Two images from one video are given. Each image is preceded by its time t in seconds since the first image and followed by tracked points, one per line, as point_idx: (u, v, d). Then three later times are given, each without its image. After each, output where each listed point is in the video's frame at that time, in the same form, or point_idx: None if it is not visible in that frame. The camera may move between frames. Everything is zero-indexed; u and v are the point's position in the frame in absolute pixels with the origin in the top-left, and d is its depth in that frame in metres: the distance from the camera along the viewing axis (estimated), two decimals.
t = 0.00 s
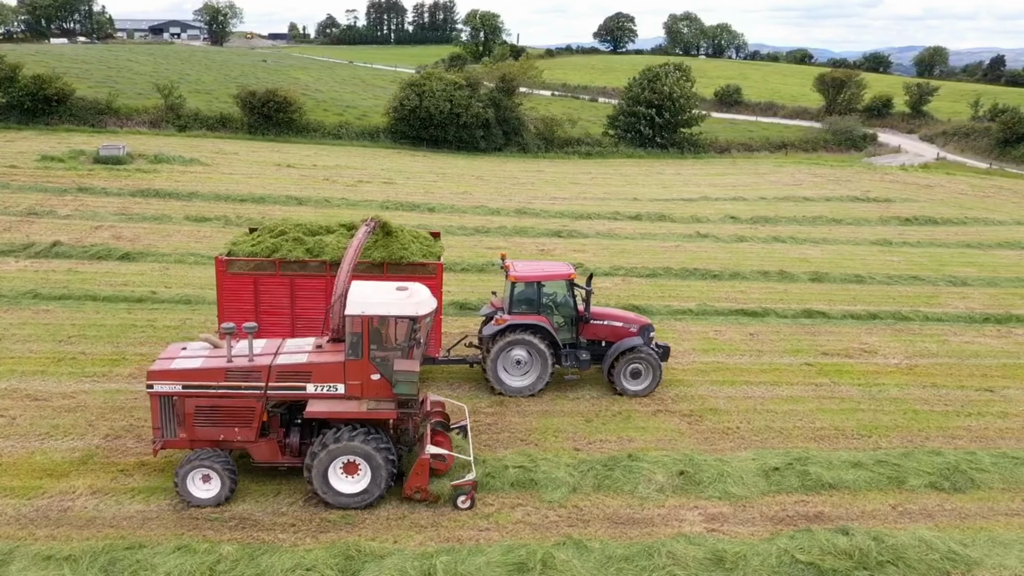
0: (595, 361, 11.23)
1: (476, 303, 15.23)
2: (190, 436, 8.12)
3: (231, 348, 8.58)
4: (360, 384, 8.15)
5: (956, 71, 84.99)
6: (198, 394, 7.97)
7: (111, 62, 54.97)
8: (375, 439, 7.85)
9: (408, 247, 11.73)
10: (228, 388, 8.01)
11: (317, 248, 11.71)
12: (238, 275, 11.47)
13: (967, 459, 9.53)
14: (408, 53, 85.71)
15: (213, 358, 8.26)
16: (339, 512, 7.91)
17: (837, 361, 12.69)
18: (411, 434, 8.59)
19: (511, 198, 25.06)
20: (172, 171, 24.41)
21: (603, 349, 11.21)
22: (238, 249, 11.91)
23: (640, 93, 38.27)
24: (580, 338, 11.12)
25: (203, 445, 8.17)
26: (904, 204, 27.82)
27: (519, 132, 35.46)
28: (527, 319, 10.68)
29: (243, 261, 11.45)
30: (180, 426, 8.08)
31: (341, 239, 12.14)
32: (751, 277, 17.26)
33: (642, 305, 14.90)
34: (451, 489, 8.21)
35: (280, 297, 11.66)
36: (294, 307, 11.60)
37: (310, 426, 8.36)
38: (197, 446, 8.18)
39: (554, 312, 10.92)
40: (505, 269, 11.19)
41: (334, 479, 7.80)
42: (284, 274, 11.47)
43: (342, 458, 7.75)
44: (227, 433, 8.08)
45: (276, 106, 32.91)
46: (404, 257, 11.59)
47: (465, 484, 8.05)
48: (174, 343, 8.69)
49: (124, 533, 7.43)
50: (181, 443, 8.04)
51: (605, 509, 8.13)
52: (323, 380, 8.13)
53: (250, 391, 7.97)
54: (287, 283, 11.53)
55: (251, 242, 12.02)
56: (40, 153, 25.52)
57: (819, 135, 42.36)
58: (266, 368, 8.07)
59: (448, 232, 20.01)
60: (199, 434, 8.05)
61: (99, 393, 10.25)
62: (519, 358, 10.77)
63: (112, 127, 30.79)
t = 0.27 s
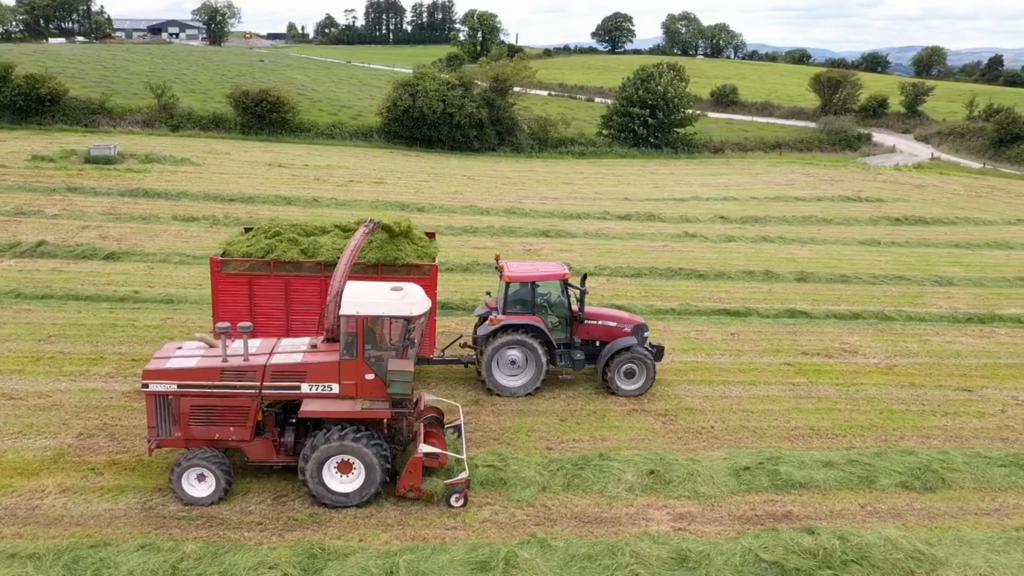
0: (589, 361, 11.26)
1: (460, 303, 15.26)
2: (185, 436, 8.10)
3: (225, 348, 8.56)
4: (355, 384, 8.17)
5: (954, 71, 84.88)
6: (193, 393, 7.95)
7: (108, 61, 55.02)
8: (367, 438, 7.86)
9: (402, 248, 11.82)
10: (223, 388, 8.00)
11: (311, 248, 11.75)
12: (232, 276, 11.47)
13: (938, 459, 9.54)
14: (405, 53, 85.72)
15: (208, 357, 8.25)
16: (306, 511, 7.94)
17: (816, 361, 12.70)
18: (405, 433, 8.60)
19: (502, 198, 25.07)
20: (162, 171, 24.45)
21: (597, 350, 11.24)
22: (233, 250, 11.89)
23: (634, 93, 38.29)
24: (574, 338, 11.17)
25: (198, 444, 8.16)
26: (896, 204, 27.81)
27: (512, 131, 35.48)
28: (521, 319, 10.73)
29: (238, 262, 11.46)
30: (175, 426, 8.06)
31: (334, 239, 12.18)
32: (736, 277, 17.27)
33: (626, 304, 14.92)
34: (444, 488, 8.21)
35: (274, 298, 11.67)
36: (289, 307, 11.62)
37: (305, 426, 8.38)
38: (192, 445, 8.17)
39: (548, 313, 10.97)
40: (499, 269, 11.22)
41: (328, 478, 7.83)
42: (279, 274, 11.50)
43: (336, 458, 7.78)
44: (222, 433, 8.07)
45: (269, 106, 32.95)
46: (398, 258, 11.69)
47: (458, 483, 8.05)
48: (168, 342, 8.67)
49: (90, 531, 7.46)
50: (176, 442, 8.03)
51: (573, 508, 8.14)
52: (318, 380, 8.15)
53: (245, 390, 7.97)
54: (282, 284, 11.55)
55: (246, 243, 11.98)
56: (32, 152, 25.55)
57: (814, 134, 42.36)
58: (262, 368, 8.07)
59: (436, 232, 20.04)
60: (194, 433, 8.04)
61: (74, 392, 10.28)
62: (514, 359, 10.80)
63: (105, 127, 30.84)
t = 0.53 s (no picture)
0: (585, 361, 11.30)
1: (445, 302, 15.29)
2: (181, 435, 8.13)
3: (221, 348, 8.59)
4: (350, 383, 8.21)
5: (952, 71, 84.81)
6: (189, 393, 7.98)
7: (104, 61, 55.03)
8: (363, 436, 7.92)
9: (398, 249, 11.69)
10: (219, 387, 8.03)
11: (308, 249, 11.71)
12: (228, 276, 11.45)
13: (911, 459, 9.55)
14: (404, 53, 85.72)
15: (203, 357, 8.28)
16: (275, 509, 7.96)
17: (796, 360, 12.71)
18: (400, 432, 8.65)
19: (493, 198, 25.08)
20: (153, 171, 24.47)
21: (592, 350, 11.28)
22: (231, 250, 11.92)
23: (628, 93, 38.31)
24: (570, 338, 11.20)
25: (194, 443, 8.18)
26: (887, 204, 27.81)
27: (506, 131, 35.50)
28: (517, 320, 10.76)
29: (234, 262, 11.43)
30: (171, 425, 8.09)
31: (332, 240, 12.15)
32: (722, 277, 17.28)
33: (609, 304, 14.94)
34: (439, 487, 8.26)
35: (270, 298, 11.64)
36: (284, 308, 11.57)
37: (300, 425, 8.41)
38: (188, 445, 8.19)
39: (544, 313, 11.00)
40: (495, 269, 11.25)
41: (324, 477, 7.88)
42: (275, 275, 11.47)
43: (331, 456, 7.83)
44: (218, 432, 8.10)
45: (262, 106, 32.97)
46: (394, 259, 11.53)
47: (453, 482, 8.09)
48: (164, 343, 8.70)
49: (57, 530, 7.47)
50: (172, 441, 8.05)
51: (542, 507, 8.16)
52: (313, 379, 8.18)
53: (241, 389, 8.00)
54: (278, 284, 11.51)
55: (243, 243, 12.04)
56: (23, 152, 25.58)
57: (809, 134, 42.36)
58: (257, 367, 8.10)
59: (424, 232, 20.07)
60: (190, 432, 8.06)
61: (50, 391, 10.30)
62: (509, 359, 10.84)
63: (98, 127, 30.87)
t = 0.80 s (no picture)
0: (580, 360, 11.33)
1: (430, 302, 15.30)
2: (178, 434, 8.18)
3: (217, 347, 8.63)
4: (344, 383, 8.21)
5: (950, 71, 84.74)
6: (184, 392, 8.03)
7: (101, 61, 55.08)
8: (357, 436, 7.93)
9: (394, 248, 11.66)
10: (214, 387, 8.06)
11: (305, 247, 11.70)
12: (226, 275, 11.45)
13: (885, 458, 9.56)
14: (402, 53, 85.69)
15: (199, 356, 8.32)
16: (244, 508, 7.97)
17: (777, 360, 12.72)
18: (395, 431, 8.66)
19: (484, 198, 25.07)
20: (144, 171, 24.50)
21: (587, 349, 11.30)
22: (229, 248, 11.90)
23: (622, 93, 38.33)
24: (565, 337, 11.21)
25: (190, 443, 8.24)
26: (879, 204, 27.80)
27: (499, 131, 35.51)
28: (512, 319, 10.78)
29: (232, 260, 11.43)
30: (168, 424, 8.15)
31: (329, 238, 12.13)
32: (707, 277, 17.29)
33: (593, 304, 14.96)
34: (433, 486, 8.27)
35: (267, 296, 11.64)
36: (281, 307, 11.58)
37: (296, 424, 8.44)
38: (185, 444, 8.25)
39: (539, 312, 11.02)
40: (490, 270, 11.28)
41: (319, 476, 7.90)
42: (272, 274, 11.47)
43: (326, 456, 7.84)
44: (214, 431, 8.15)
45: (255, 106, 33.00)
46: (390, 257, 11.49)
47: (447, 481, 8.11)
48: (161, 341, 8.74)
49: (24, 528, 7.49)
50: (168, 440, 8.11)
51: (511, 506, 8.17)
52: (307, 379, 8.19)
53: (236, 389, 8.04)
54: (275, 283, 11.52)
55: (241, 242, 11.95)
56: (15, 152, 25.60)
57: (804, 134, 42.35)
58: (252, 367, 8.13)
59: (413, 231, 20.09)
60: (186, 431, 8.12)
61: (27, 390, 10.32)
62: (504, 358, 10.86)
63: (91, 127, 30.90)
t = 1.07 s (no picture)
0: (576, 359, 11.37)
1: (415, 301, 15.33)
2: (174, 432, 8.19)
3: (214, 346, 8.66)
4: (340, 382, 8.24)
5: (948, 71, 84.67)
6: (181, 390, 8.04)
7: (98, 61, 55.12)
8: (352, 434, 7.96)
9: (391, 248, 11.63)
10: (210, 385, 8.08)
11: (302, 247, 11.69)
12: (222, 275, 11.45)
13: (859, 457, 9.58)
14: (401, 53, 85.70)
15: (196, 355, 8.35)
16: (214, 506, 7.99)
17: (757, 359, 12.74)
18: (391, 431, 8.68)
19: (475, 198, 25.08)
20: (135, 170, 24.54)
21: (583, 348, 11.34)
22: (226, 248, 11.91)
23: (617, 92, 38.36)
24: (561, 336, 11.25)
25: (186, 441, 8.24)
26: (871, 204, 27.81)
27: (493, 131, 35.54)
28: (508, 318, 10.80)
29: (228, 260, 11.44)
30: (164, 422, 8.15)
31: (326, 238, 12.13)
32: (693, 276, 17.31)
33: (577, 303, 14.98)
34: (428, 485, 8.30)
35: (263, 296, 11.63)
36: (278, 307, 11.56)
37: (291, 423, 8.46)
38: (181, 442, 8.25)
39: (535, 312, 11.05)
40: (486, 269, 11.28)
41: (314, 474, 7.92)
42: (268, 273, 11.46)
43: (321, 455, 7.87)
44: (209, 429, 8.16)
45: (249, 106, 33.04)
46: (386, 257, 11.45)
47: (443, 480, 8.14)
48: (157, 341, 8.77)
49: None
50: (164, 438, 8.12)
51: (481, 505, 8.18)
52: (303, 378, 8.22)
53: (232, 387, 8.06)
54: (271, 283, 11.51)
55: (238, 242, 11.96)
56: (7, 151, 25.63)
57: (799, 134, 42.36)
58: (248, 365, 8.16)
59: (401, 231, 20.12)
60: (182, 429, 8.12)
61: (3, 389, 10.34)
62: (501, 358, 10.88)
63: (84, 126, 30.93)
